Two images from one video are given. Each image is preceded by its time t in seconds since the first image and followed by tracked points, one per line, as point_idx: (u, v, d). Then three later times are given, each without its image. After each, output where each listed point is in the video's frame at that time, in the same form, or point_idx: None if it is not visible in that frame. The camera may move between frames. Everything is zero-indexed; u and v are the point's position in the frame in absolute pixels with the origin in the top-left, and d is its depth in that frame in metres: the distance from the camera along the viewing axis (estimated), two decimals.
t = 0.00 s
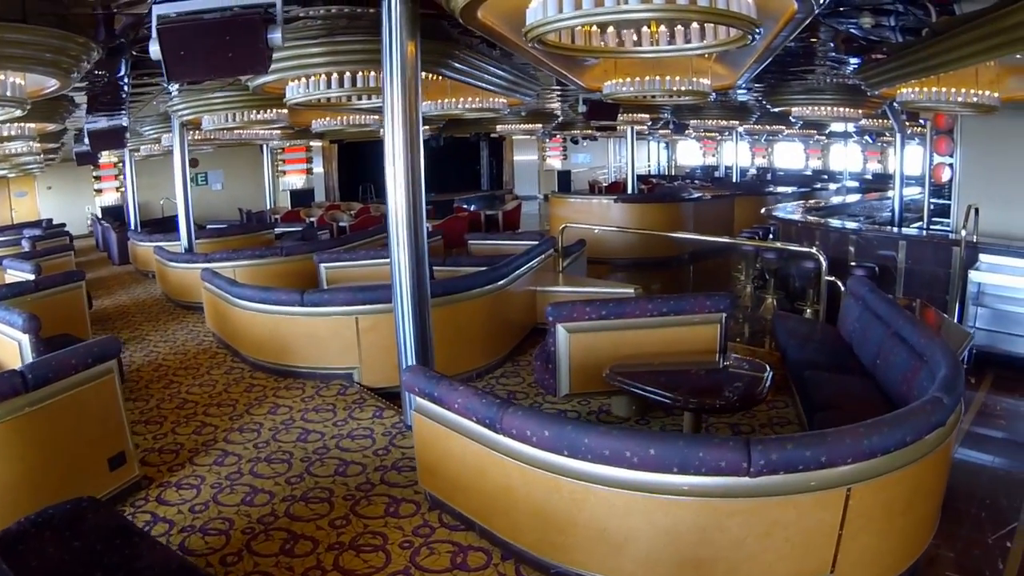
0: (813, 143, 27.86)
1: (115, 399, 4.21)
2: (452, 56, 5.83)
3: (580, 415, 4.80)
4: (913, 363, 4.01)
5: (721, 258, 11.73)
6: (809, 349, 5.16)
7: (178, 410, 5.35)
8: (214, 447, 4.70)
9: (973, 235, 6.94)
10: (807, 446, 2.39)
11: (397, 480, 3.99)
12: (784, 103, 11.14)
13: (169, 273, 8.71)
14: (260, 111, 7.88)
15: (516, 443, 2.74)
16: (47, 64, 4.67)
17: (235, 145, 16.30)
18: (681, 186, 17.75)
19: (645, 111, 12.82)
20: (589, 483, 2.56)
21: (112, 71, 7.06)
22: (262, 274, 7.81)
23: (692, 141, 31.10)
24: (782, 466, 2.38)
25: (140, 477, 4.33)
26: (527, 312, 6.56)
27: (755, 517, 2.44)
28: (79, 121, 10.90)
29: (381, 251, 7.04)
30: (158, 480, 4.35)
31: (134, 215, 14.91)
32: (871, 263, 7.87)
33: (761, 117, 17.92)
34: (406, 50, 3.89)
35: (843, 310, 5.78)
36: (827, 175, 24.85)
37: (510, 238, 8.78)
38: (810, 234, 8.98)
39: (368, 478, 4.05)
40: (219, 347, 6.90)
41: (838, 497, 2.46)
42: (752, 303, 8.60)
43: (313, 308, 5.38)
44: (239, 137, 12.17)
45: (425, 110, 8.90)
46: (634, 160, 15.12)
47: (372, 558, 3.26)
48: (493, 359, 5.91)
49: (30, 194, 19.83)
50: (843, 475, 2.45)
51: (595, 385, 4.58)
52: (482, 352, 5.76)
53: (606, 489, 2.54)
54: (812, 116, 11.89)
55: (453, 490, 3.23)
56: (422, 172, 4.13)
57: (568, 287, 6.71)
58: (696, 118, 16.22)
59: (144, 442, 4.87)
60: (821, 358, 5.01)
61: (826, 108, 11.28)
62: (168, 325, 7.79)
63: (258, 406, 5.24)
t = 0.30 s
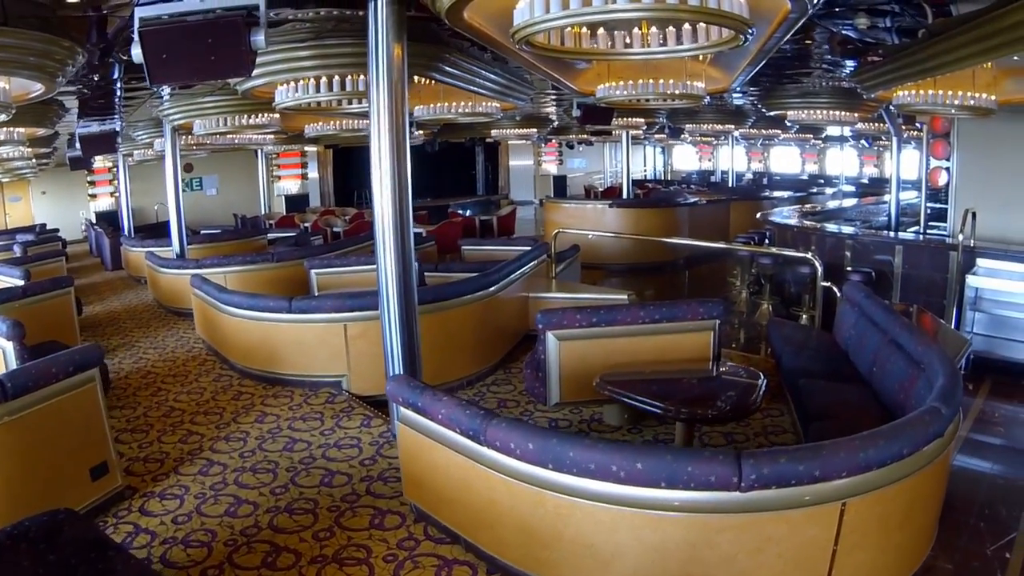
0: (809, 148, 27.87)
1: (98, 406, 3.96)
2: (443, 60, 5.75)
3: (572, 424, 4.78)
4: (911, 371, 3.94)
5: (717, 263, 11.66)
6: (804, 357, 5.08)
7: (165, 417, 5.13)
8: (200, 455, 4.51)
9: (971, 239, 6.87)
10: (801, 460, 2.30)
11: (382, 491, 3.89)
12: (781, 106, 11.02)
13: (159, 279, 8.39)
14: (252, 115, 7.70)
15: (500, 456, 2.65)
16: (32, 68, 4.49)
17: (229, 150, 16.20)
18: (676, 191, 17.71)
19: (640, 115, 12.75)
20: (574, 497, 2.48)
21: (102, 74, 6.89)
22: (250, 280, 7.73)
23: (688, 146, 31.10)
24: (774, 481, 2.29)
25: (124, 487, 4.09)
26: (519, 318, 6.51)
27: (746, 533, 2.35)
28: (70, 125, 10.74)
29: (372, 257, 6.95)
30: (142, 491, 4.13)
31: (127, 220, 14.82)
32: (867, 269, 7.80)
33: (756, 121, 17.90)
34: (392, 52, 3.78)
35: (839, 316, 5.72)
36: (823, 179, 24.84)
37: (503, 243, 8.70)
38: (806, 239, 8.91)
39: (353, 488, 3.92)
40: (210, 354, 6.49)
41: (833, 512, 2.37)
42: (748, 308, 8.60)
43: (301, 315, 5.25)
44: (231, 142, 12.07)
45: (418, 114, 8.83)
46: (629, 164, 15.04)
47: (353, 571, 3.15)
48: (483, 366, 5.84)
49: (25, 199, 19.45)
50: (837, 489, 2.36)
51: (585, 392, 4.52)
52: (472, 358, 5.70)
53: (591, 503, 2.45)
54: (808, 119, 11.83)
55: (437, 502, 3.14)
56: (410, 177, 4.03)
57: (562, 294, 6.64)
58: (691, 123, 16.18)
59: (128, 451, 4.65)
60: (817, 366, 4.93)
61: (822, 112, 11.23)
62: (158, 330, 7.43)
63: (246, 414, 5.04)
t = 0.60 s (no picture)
0: (814, 150, 27.73)
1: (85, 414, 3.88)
2: (439, 61, 5.69)
3: (569, 433, 4.75)
4: (915, 381, 3.84)
5: (720, 267, 11.55)
6: (806, 365, 4.97)
7: (156, 423, 5.05)
8: (190, 463, 4.43)
9: (977, 244, 6.75)
10: (797, 480, 2.21)
11: (372, 503, 3.81)
12: (784, 109, 10.95)
13: (157, 283, 8.31)
14: (252, 118, 7.59)
15: (486, 472, 2.57)
16: (23, 72, 4.40)
17: (232, 153, 16.18)
18: (680, 194, 17.61)
19: (643, 118, 12.66)
20: (561, 517, 2.39)
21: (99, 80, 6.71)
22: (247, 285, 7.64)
23: (693, 148, 31.00)
24: (768, 501, 2.19)
25: (111, 495, 4.01)
26: (517, 324, 6.45)
27: (740, 555, 2.26)
28: (71, 128, 10.71)
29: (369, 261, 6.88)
30: (129, 499, 4.06)
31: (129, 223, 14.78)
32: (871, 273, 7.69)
33: (761, 123, 17.79)
34: (383, 55, 3.71)
35: (841, 323, 5.63)
36: (829, 182, 24.71)
37: (503, 247, 8.63)
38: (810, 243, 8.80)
39: (342, 500, 3.84)
40: (205, 358, 6.44)
41: (831, 532, 2.28)
42: (750, 313, 8.56)
43: (296, 321, 5.16)
44: (232, 145, 12.03)
45: (418, 118, 8.77)
46: (632, 168, 14.93)
47: None
48: (478, 373, 5.80)
49: (28, 199, 19.66)
50: (835, 508, 2.26)
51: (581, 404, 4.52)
52: (468, 365, 5.67)
53: (577, 523, 2.36)
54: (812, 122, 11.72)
55: (425, 517, 3.06)
56: (402, 182, 3.95)
57: (561, 299, 6.56)
58: (694, 126, 16.10)
59: (118, 457, 4.59)
60: (820, 376, 4.82)
61: (827, 115, 11.12)
62: (154, 334, 7.37)
63: (238, 421, 4.97)
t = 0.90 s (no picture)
0: (824, 152, 27.52)
1: (75, 419, 3.82)
2: (438, 62, 5.60)
3: (569, 440, 4.72)
4: (923, 391, 3.72)
5: (728, 269, 11.42)
6: (812, 373, 4.85)
7: (151, 427, 5.00)
8: (182, 468, 4.37)
9: (989, 247, 6.61)
10: (796, 500, 2.11)
11: (364, 512, 3.72)
12: (792, 110, 10.88)
13: (159, 284, 8.28)
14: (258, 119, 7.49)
15: (475, 486, 2.48)
16: (17, 75, 4.34)
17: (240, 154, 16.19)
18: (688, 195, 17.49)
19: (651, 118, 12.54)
20: (549, 534, 2.29)
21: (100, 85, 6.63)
22: (249, 287, 7.59)
23: (702, 149, 30.84)
24: (766, 523, 2.09)
25: (101, 500, 3.95)
26: (519, 327, 6.36)
27: None
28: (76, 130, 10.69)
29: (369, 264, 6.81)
30: (119, 505, 4.00)
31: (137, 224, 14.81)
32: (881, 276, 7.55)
33: (770, 124, 17.64)
34: (377, 55, 3.63)
35: (850, 328, 5.52)
36: (840, 184, 24.50)
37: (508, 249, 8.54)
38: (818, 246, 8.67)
39: (334, 508, 3.77)
40: (204, 361, 6.39)
41: (832, 555, 2.17)
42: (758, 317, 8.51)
43: (293, 325, 5.09)
44: (238, 146, 12.00)
45: (422, 118, 8.71)
46: (641, 169, 14.78)
47: None
48: (479, 377, 5.71)
49: (37, 200, 19.73)
50: (837, 530, 2.16)
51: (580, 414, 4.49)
52: (468, 369, 5.58)
53: (566, 541, 2.27)
54: (822, 124, 11.57)
55: (414, 530, 2.97)
56: (396, 184, 3.87)
57: (565, 303, 6.45)
58: (703, 127, 15.97)
59: (111, 461, 4.53)
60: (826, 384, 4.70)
61: (836, 116, 10.98)
62: (156, 336, 7.33)
63: (233, 426, 4.91)
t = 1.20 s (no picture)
0: (834, 152, 27.33)
1: (68, 423, 3.77)
2: (439, 60, 5.53)
3: (572, 445, 4.66)
4: (934, 398, 3.62)
5: (736, 271, 11.32)
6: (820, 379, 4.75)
7: (149, 430, 4.95)
8: (179, 473, 4.31)
9: (1001, 249, 6.48)
10: (798, 516, 2.01)
11: (359, 518, 3.65)
12: (801, 110, 10.81)
13: (163, 285, 8.26)
14: (259, 120, 7.45)
15: (466, 497, 2.40)
16: (11, 76, 4.31)
17: (248, 155, 16.22)
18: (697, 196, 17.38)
19: (659, 119, 12.45)
20: (541, 548, 2.21)
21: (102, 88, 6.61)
22: (252, 289, 7.55)
23: (712, 150, 30.71)
24: (766, 539, 2.00)
25: (95, 505, 3.89)
26: (523, 329, 6.28)
27: None
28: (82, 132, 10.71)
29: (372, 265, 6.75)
30: (113, 510, 3.94)
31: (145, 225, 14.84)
32: (891, 279, 7.42)
33: (780, 124, 17.51)
34: (373, 54, 3.55)
35: (859, 332, 5.41)
36: (850, 185, 24.32)
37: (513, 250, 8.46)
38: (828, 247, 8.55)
39: (328, 514, 3.70)
40: (205, 363, 6.34)
41: (837, 573, 2.07)
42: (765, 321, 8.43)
43: (291, 327, 5.03)
44: (244, 146, 11.99)
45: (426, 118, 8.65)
46: (650, 169, 14.67)
47: None
48: (482, 381, 5.64)
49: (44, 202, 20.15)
50: (841, 547, 2.06)
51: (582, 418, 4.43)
52: (471, 372, 5.51)
53: (559, 556, 2.18)
54: (832, 124, 11.45)
55: (407, 540, 2.89)
56: (393, 186, 3.79)
57: (570, 305, 6.36)
58: (712, 127, 15.86)
59: (107, 465, 4.48)
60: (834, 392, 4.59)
61: (846, 116, 10.86)
62: (158, 338, 7.29)
63: (231, 429, 4.85)
